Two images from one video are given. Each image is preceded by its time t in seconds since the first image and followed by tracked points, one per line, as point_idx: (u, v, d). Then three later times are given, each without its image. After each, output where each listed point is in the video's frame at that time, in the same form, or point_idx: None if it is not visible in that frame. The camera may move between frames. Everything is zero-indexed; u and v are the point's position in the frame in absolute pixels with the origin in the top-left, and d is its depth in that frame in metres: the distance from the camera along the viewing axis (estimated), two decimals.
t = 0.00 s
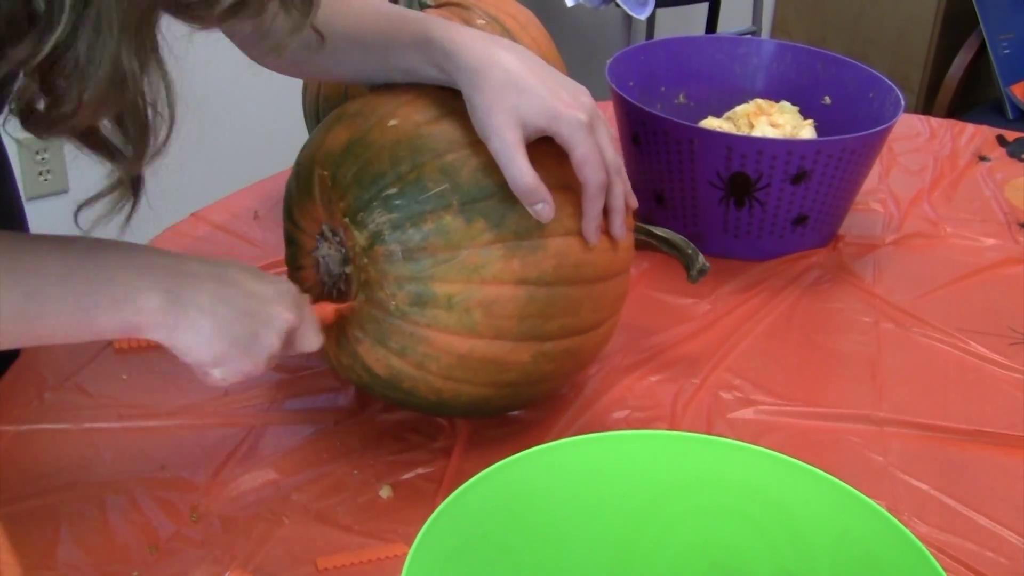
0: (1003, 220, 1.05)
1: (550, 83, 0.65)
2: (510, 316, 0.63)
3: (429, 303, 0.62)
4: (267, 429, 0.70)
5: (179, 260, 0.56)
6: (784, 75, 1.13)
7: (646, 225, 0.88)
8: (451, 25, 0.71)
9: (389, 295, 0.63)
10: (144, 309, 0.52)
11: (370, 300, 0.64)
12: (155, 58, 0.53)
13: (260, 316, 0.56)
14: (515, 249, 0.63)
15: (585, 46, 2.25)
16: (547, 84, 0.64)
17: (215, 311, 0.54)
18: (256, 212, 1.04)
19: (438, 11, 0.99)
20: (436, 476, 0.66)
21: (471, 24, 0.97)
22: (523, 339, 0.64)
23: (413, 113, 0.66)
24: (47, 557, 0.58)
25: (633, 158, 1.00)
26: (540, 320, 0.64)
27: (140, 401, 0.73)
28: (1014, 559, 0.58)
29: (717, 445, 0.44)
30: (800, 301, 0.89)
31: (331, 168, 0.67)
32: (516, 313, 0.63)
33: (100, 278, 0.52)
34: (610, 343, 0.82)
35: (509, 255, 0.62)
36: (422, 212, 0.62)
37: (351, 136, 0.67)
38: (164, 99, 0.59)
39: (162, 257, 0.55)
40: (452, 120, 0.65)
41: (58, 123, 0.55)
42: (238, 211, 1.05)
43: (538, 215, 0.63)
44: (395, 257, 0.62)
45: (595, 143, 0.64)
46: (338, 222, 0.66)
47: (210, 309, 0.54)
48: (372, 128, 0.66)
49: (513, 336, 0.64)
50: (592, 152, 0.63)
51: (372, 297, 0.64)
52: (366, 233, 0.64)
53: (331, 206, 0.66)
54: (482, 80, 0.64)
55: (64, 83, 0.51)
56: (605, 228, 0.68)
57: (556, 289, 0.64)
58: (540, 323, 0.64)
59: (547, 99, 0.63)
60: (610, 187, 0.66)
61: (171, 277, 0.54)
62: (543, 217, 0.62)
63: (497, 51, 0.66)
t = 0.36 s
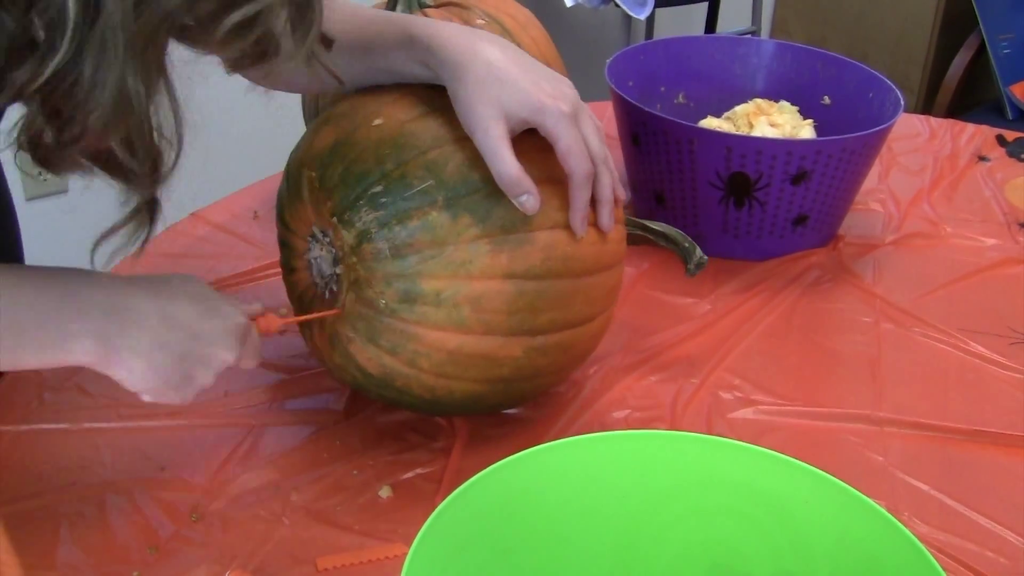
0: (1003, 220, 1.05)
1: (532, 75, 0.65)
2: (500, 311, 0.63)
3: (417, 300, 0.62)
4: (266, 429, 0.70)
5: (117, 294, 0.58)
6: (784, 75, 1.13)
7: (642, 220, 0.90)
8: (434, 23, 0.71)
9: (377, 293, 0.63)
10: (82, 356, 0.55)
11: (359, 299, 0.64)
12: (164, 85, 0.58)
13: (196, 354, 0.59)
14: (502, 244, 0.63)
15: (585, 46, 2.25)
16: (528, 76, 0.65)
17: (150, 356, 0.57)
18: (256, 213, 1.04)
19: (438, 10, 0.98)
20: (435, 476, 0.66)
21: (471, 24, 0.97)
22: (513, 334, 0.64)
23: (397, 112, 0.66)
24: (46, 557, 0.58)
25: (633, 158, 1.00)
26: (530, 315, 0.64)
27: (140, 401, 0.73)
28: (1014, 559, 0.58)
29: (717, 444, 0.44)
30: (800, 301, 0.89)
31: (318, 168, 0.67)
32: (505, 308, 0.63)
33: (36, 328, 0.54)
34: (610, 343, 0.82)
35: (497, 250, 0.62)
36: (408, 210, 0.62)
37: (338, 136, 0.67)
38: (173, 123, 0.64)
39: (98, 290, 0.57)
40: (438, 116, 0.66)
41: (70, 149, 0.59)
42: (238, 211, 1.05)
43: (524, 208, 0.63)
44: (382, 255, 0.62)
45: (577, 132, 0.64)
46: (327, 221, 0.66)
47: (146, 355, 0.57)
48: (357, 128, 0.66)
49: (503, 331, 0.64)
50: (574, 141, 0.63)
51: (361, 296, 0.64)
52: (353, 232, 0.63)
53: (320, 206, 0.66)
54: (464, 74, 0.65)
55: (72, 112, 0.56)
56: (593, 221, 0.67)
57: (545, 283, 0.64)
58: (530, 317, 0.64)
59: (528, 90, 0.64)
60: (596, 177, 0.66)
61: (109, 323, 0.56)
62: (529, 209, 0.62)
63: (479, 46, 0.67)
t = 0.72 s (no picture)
0: (1003, 219, 1.05)
1: (510, 54, 0.65)
2: (486, 291, 0.63)
3: (403, 282, 0.62)
4: (266, 429, 0.70)
5: (135, 247, 0.59)
6: (784, 75, 1.13)
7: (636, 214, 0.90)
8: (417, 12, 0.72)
9: (364, 277, 0.63)
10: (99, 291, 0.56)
11: (346, 284, 0.64)
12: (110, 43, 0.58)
13: (214, 307, 0.58)
14: (486, 224, 0.63)
15: (585, 45, 2.25)
16: (507, 56, 0.65)
17: (167, 300, 0.57)
18: (256, 212, 1.04)
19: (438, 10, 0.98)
20: (435, 475, 0.66)
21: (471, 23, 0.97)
22: (501, 314, 0.64)
23: (382, 100, 0.67)
24: (46, 557, 0.58)
25: (633, 157, 1.00)
26: (516, 295, 0.64)
27: (140, 400, 0.73)
28: (1014, 559, 0.58)
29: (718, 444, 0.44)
30: (800, 300, 0.89)
31: (305, 158, 0.67)
32: (491, 287, 0.63)
33: (58, 261, 0.56)
34: (610, 342, 0.82)
35: (480, 229, 0.62)
36: (391, 192, 0.62)
37: (325, 126, 0.67)
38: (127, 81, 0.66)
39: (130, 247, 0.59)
40: (422, 103, 0.66)
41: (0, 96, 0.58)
42: (237, 211, 1.05)
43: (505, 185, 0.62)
44: (367, 238, 0.62)
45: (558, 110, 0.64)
46: (314, 210, 0.66)
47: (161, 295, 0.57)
48: (343, 116, 0.67)
49: (490, 312, 0.64)
50: (554, 117, 0.63)
51: (348, 281, 0.64)
52: (339, 217, 0.64)
53: (307, 196, 0.66)
54: (444, 59, 0.65)
55: None
56: (579, 199, 0.67)
57: (531, 263, 0.64)
58: (517, 296, 0.64)
59: (506, 69, 0.63)
60: (579, 155, 0.65)
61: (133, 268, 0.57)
62: (510, 186, 0.61)
63: (459, 30, 0.67)
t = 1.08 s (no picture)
0: (1003, 220, 1.05)
1: (530, 68, 0.65)
2: (502, 306, 0.63)
3: (420, 296, 0.62)
4: (266, 429, 0.70)
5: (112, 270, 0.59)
6: (784, 75, 1.13)
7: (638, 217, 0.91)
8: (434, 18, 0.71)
9: (380, 290, 0.63)
10: (78, 315, 0.55)
11: (362, 296, 0.64)
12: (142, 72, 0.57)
13: (197, 319, 0.59)
14: (503, 239, 0.63)
15: (586, 46, 2.25)
16: (527, 70, 0.64)
17: (157, 315, 0.57)
18: (256, 212, 1.04)
19: (438, 11, 0.98)
20: (435, 476, 0.66)
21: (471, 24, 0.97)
22: (517, 328, 0.64)
23: (397, 109, 0.66)
24: (46, 557, 0.58)
25: (633, 157, 1.00)
26: (533, 310, 0.64)
27: (140, 400, 0.73)
28: (1014, 559, 0.58)
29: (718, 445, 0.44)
30: (800, 301, 0.89)
31: (318, 168, 0.67)
32: (508, 302, 0.63)
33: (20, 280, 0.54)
34: (610, 343, 0.82)
35: (499, 245, 0.62)
36: (409, 205, 0.62)
37: (338, 136, 0.67)
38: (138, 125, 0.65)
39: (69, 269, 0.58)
40: (438, 113, 0.66)
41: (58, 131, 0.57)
42: (238, 211, 1.05)
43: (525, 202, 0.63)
44: (384, 252, 0.62)
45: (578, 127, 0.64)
46: (329, 220, 0.66)
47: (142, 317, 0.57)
48: (358, 127, 0.66)
49: (507, 327, 0.64)
50: (575, 133, 0.63)
51: (364, 293, 0.64)
52: (355, 229, 0.63)
53: (321, 206, 0.66)
54: (464, 69, 0.64)
55: (62, 89, 0.54)
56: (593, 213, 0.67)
57: (549, 278, 0.64)
58: (533, 311, 0.64)
59: (527, 85, 0.63)
60: (599, 171, 0.66)
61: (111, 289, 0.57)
62: (531, 202, 0.62)
63: (477, 38, 0.66)
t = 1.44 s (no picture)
0: (1003, 220, 1.05)
1: (551, 85, 0.63)
2: (508, 325, 0.63)
3: (427, 315, 0.62)
4: (267, 429, 0.70)
5: (119, 276, 0.57)
6: (784, 75, 1.13)
7: (644, 223, 0.89)
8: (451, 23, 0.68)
9: (386, 306, 0.63)
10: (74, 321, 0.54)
11: (367, 311, 0.64)
12: None
13: (197, 335, 0.58)
14: (513, 259, 0.63)
15: (586, 46, 2.25)
16: (549, 88, 0.62)
17: (154, 332, 0.56)
18: (256, 213, 1.04)
19: (438, 11, 0.98)
20: (435, 476, 0.66)
21: (471, 24, 0.97)
22: (521, 348, 0.64)
23: (408, 121, 0.65)
24: (46, 557, 0.58)
25: (633, 157, 1.00)
26: (538, 330, 0.64)
27: (140, 400, 0.73)
28: (1014, 559, 0.58)
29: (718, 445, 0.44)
30: (800, 301, 0.89)
31: (327, 177, 0.66)
32: (515, 322, 0.63)
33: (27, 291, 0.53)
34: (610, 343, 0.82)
35: (507, 265, 0.62)
36: (419, 222, 0.62)
37: (346, 145, 0.66)
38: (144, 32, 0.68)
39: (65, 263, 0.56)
40: (449, 126, 0.65)
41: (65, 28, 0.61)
42: (238, 211, 1.05)
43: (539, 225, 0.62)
44: (392, 269, 0.62)
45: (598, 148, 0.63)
46: (336, 231, 0.65)
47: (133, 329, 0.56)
48: (369, 138, 0.66)
49: (512, 345, 0.64)
50: (596, 157, 0.62)
51: (369, 307, 0.64)
52: (363, 244, 0.63)
53: (328, 215, 0.66)
54: (482, 83, 0.62)
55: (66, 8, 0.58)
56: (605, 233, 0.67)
57: (555, 298, 0.64)
58: (539, 331, 0.64)
59: (549, 105, 0.61)
60: (614, 192, 0.65)
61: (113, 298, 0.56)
62: (546, 225, 0.62)
63: (496, 49, 0.64)
